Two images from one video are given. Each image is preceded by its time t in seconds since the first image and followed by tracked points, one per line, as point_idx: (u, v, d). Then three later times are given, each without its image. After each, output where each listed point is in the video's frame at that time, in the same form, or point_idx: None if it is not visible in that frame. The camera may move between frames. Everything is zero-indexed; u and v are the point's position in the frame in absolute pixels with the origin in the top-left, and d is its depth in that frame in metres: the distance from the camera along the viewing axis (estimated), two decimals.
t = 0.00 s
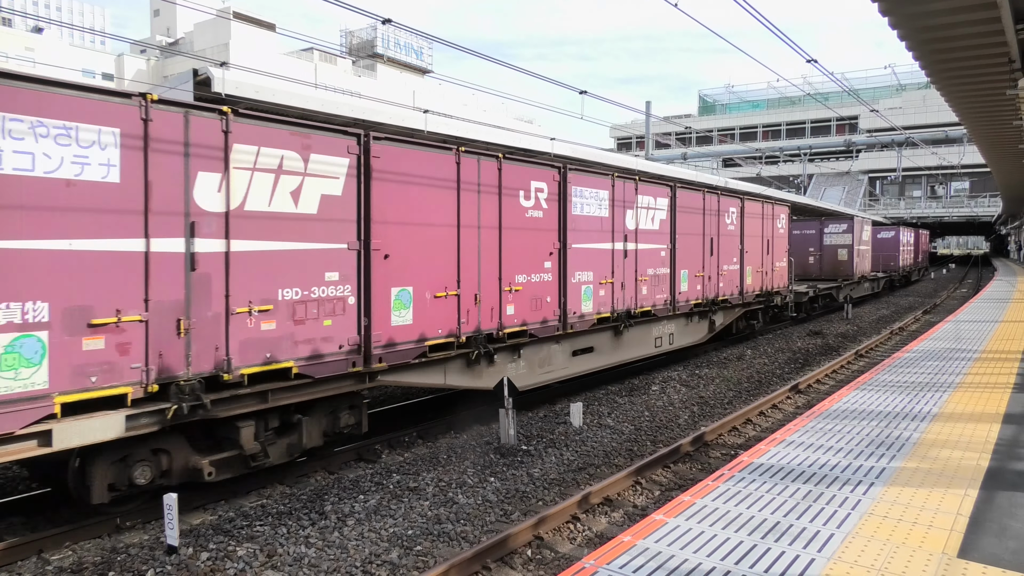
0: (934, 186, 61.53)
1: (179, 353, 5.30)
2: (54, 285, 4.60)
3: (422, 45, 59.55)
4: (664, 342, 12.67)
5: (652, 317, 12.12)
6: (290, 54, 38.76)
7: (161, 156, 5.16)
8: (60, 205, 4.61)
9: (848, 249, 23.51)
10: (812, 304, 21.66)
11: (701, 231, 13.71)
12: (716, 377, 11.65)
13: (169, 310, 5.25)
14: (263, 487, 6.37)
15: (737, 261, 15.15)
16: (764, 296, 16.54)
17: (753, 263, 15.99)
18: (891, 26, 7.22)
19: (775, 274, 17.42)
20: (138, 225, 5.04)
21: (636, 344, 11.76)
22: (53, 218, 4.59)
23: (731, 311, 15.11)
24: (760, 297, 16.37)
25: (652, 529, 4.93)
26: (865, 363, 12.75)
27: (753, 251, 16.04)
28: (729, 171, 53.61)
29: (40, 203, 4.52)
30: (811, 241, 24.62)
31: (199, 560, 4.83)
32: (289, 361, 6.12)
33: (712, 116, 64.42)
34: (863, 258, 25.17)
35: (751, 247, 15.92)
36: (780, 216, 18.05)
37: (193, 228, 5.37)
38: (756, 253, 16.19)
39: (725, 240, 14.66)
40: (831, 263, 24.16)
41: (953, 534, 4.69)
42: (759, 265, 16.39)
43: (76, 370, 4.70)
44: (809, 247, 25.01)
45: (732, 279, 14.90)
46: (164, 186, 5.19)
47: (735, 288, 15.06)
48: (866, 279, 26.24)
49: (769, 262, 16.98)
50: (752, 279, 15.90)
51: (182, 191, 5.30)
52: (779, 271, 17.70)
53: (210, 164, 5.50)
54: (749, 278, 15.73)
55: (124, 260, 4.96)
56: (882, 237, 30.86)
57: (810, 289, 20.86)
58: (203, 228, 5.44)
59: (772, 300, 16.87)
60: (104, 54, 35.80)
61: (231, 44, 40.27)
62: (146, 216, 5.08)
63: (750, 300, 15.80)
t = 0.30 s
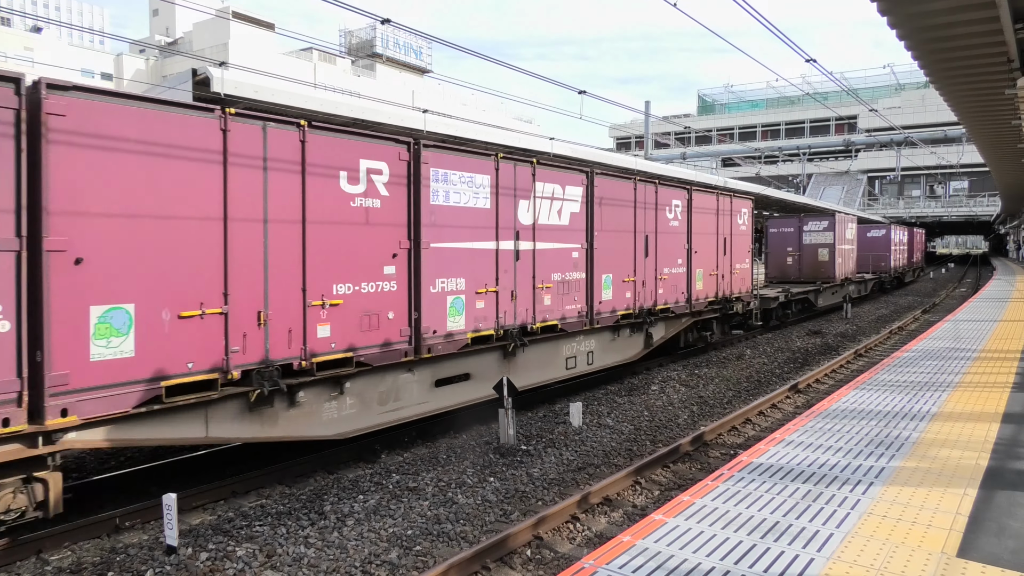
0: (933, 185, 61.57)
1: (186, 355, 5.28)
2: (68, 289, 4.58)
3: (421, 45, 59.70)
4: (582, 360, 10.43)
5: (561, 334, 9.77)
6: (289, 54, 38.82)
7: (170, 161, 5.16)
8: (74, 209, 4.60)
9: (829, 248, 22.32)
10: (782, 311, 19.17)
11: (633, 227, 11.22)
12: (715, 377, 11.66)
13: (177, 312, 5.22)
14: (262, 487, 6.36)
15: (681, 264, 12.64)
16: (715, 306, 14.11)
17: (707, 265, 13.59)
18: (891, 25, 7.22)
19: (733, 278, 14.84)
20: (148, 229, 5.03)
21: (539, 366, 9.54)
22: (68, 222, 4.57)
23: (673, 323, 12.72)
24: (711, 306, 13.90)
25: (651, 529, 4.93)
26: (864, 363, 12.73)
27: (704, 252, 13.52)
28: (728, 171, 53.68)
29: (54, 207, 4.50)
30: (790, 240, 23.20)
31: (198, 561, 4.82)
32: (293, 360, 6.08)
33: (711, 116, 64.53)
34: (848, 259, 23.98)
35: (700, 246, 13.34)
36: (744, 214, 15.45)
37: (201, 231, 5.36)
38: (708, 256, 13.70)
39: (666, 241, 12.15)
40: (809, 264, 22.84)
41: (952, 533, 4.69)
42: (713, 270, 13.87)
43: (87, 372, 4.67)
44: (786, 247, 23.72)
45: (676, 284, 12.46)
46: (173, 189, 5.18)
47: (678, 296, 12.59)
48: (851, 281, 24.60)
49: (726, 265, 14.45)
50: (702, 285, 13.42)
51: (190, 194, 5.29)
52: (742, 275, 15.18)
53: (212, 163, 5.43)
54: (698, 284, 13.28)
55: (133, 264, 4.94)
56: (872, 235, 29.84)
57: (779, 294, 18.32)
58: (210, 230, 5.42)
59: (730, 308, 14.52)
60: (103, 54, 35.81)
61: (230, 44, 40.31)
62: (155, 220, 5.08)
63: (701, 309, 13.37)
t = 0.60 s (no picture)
0: (933, 184, 61.55)
1: (182, 356, 5.28)
2: (62, 289, 4.61)
3: (421, 44, 59.73)
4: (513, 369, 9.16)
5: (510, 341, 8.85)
6: (289, 54, 38.80)
7: (167, 162, 5.17)
8: (70, 211, 4.62)
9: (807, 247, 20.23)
10: (745, 318, 17.04)
11: (531, 223, 9.04)
12: (715, 377, 11.64)
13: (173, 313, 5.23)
14: (262, 486, 6.37)
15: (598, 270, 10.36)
16: (651, 317, 11.93)
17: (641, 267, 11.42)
18: (891, 25, 7.23)
19: (677, 284, 12.63)
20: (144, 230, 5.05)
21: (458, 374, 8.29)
22: (64, 223, 4.59)
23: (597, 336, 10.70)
24: (647, 319, 11.80)
25: (651, 529, 4.92)
26: (863, 362, 12.71)
27: (636, 254, 11.30)
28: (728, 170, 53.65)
29: (51, 208, 4.53)
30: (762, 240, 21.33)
31: (198, 561, 4.82)
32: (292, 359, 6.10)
33: (711, 115, 64.54)
34: (830, 260, 22.15)
35: (629, 246, 11.07)
36: (693, 208, 13.34)
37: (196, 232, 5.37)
38: (643, 259, 11.54)
39: (573, 239, 9.88)
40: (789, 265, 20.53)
41: (951, 532, 4.70)
42: (648, 273, 11.71)
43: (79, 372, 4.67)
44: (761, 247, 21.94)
45: (633, 288, 11.23)
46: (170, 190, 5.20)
47: (597, 307, 10.38)
48: (830, 284, 22.45)
49: (665, 269, 12.23)
50: (632, 293, 11.26)
51: (184, 196, 5.28)
52: (689, 279, 13.03)
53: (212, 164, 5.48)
54: (628, 292, 11.12)
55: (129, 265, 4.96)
56: (860, 234, 28.28)
57: (743, 303, 16.08)
58: (207, 232, 5.43)
59: (672, 319, 12.39)
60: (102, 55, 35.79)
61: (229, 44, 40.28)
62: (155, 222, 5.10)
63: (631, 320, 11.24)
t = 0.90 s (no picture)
0: (932, 184, 61.60)
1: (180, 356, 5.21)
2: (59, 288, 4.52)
3: (421, 44, 59.74)
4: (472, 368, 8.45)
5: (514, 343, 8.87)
6: (288, 53, 38.80)
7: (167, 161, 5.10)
8: (75, 211, 4.59)
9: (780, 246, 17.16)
10: (698, 330, 14.52)
11: (436, 219, 7.51)
12: (714, 377, 11.63)
13: (168, 312, 5.14)
14: (262, 486, 6.37)
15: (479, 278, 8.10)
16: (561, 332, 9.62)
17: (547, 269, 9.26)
18: (890, 25, 7.24)
19: (596, 293, 10.35)
20: (143, 229, 4.97)
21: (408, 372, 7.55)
22: (60, 223, 4.51)
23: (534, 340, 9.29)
24: (558, 332, 9.52)
25: (650, 529, 4.92)
26: (862, 362, 12.69)
27: (535, 257, 9.04)
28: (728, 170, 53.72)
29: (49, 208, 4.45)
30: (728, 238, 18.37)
31: (197, 561, 4.82)
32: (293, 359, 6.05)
33: (710, 115, 64.58)
34: (809, 260, 19.40)
35: (525, 247, 8.85)
36: (625, 199, 11.11)
37: (193, 231, 5.28)
38: (551, 261, 9.34)
39: (440, 237, 7.59)
40: (759, 266, 17.64)
41: (951, 532, 4.70)
42: (557, 278, 9.46)
43: (74, 373, 4.58)
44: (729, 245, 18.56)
45: (617, 288, 10.82)
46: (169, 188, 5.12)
47: (476, 324, 8.09)
48: (807, 289, 19.79)
49: (581, 276, 9.95)
50: (532, 305, 9.00)
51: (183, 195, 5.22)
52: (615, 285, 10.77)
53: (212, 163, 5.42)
54: (525, 304, 8.88)
55: (124, 264, 4.85)
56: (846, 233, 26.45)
57: (694, 312, 13.73)
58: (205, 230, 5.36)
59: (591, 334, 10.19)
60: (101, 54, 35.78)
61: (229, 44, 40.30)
62: (153, 221, 5.03)
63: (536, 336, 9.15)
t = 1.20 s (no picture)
0: (931, 183, 61.63)
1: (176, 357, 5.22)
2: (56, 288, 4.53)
3: (420, 43, 59.86)
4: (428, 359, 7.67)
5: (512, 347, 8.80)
6: (287, 53, 38.90)
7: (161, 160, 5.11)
8: (75, 211, 4.60)
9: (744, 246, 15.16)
10: (635, 343, 12.25)
11: (427, 217, 7.38)
12: (713, 376, 11.62)
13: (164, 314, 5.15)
14: (261, 486, 6.36)
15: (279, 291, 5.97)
16: (428, 356, 7.46)
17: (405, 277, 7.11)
18: (889, 24, 7.23)
19: (477, 307, 8.08)
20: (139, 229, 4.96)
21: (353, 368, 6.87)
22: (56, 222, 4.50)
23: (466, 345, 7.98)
24: (416, 357, 7.34)
25: (649, 528, 4.92)
26: (861, 361, 12.69)
27: (376, 261, 6.81)
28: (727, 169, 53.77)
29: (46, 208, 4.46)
30: (688, 236, 16.35)
31: (196, 561, 4.82)
32: (289, 360, 6.07)
33: (709, 115, 64.63)
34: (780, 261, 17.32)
35: (359, 248, 6.64)
36: (521, 186, 8.79)
37: (188, 230, 5.29)
38: (405, 265, 7.13)
39: (304, 236, 6.15)
40: (721, 267, 15.67)
41: (950, 531, 4.70)
42: (414, 286, 7.24)
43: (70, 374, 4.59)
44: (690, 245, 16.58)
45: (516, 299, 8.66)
46: (164, 189, 5.13)
47: (352, 340, 6.61)
48: (777, 293, 17.53)
49: (480, 279, 8.13)
50: (368, 324, 6.77)
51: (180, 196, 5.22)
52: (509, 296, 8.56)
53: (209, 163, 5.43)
54: (357, 323, 6.66)
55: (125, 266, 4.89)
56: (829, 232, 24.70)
57: (626, 324, 11.46)
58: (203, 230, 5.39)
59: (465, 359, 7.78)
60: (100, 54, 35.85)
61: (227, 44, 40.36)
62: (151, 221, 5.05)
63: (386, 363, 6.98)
